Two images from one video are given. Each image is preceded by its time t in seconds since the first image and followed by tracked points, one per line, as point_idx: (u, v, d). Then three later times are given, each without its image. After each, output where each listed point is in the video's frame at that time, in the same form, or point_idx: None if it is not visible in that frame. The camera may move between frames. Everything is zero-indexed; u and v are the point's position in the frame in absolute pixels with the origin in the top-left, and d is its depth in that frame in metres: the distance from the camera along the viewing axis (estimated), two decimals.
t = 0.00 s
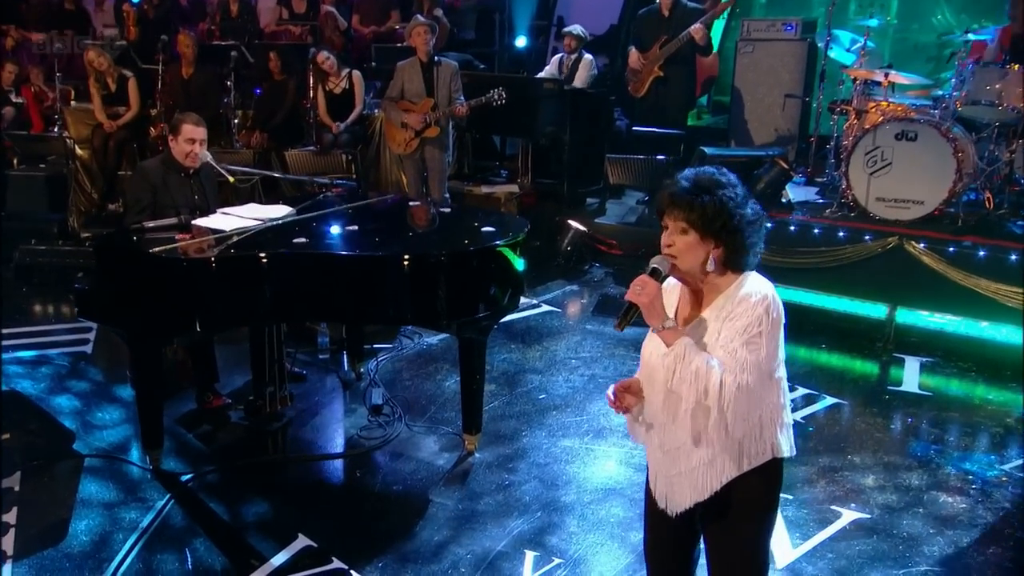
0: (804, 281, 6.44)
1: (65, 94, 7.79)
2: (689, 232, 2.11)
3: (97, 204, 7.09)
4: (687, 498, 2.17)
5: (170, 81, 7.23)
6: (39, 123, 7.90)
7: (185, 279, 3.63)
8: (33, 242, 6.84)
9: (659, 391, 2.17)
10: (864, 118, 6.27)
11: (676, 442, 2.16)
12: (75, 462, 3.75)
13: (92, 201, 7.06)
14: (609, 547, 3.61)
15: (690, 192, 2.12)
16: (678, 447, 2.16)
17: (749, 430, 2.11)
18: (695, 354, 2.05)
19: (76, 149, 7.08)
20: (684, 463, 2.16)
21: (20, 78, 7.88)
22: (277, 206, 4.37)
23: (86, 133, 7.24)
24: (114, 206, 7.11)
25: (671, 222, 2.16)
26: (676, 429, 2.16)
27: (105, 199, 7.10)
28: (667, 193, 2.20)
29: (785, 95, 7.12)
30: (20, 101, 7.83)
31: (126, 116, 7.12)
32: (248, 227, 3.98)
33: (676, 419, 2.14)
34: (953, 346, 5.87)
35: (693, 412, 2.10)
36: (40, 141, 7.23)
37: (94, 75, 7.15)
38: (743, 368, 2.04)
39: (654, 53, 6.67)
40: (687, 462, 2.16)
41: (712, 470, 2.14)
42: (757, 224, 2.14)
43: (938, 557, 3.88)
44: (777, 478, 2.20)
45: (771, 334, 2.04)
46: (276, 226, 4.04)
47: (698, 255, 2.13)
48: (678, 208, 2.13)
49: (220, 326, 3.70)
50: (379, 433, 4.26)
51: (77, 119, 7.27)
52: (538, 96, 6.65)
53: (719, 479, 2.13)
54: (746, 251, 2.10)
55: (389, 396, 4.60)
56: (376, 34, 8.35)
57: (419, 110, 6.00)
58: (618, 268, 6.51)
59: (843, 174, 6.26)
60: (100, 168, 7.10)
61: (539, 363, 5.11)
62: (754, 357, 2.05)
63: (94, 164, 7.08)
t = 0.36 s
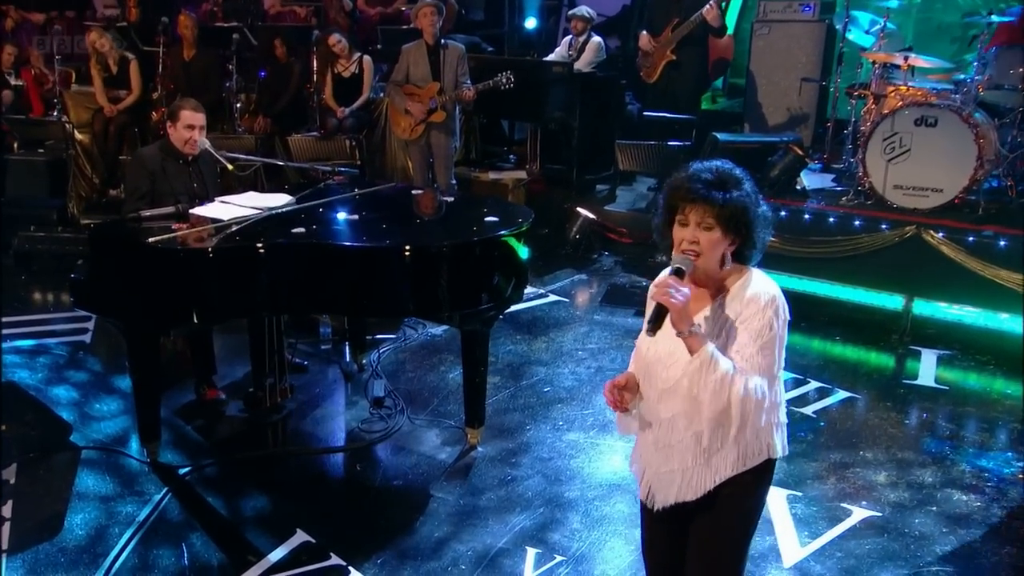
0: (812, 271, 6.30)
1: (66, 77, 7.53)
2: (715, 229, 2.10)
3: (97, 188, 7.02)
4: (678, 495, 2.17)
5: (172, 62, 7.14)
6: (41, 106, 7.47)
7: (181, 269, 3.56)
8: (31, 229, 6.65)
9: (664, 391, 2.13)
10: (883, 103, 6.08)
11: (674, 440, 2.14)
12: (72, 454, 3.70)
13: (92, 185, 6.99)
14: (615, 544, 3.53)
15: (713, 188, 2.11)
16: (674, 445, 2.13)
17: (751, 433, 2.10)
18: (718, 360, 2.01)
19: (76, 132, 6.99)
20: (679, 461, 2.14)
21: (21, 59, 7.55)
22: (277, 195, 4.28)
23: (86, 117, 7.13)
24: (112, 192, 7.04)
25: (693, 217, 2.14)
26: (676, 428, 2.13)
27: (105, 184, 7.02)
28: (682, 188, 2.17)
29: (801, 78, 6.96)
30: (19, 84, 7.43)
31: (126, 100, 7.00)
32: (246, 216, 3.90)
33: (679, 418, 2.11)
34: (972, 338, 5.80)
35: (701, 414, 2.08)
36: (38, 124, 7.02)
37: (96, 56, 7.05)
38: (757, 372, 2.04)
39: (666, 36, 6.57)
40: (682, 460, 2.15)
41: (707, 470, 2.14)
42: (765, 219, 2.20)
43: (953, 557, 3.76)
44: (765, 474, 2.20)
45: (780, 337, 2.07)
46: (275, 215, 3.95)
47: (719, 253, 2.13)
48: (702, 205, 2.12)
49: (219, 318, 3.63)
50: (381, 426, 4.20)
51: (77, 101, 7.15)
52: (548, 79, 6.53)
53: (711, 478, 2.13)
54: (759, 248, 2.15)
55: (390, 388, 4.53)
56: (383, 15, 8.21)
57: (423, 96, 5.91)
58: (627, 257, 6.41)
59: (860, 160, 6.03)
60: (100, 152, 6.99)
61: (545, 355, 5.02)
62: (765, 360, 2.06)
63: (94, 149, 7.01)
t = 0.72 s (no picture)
0: (823, 262, 6.14)
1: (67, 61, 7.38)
2: (733, 225, 2.19)
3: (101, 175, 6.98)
4: (691, 498, 2.22)
5: (174, 47, 7.04)
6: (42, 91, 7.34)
7: (181, 262, 3.49)
8: (32, 217, 6.50)
9: (678, 392, 2.20)
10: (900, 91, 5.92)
11: (690, 442, 2.20)
12: (70, 449, 3.66)
13: (95, 171, 6.89)
14: (620, 542, 3.48)
15: (730, 184, 2.20)
16: (689, 447, 2.20)
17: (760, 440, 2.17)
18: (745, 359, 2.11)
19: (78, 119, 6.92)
20: (693, 463, 2.20)
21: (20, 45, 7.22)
22: (277, 185, 4.21)
23: (89, 103, 7.13)
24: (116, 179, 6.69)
25: (710, 213, 2.21)
26: (692, 429, 2.19)
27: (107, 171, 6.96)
28: (697, 184, 2.24)
29: (816, 63, 6.83)
30: (20, 70, 7.17)
31: (129, 87, 6.94)
32: (244, 208, 3.83)
33: (697, 419, 2.18)
34: (989, 332, 5.68)
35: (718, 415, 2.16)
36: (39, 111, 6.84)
37: (100, 42, 7.01)
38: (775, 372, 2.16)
39: (678, 19, 6.60)
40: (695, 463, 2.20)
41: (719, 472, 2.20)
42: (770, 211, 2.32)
43: (967, 560, 3.66)
44: (771, 476, 2.23)
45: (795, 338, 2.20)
46: (274, 207, 3.88)
47: (734, 246, 2.22)
48: (720, 200, 2.20)
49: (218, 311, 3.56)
50: (383, 420, 4.15)
51: (79, 88, 7.16)
52: (557, 66, 6.40)
53: (724, 480, 2.20)
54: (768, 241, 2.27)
55: (392, 382, 4.48)
56: None
57: (429, 82, 5.87)
58: (637, 247, 6.34)
59: (876, 150, 5.90)
60: (103, 139, 6.94)
61: (551, 349, 4.95)
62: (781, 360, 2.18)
63: (96, 135, 6.95)
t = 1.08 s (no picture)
0: (836, 258, 6.00)
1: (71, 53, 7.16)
2: (748, 228, 2.18)
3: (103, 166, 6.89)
4: (707, 506, 2.19)
5: (178, 37, 7.03)
6: (49, 82, 7.12)
7: (181, 260, 3.45)
8: (36, 210, 6.46)
9: (692, 399, 2.16)
10: (917, 83, 5.73)
11: (705, 450, 2.16)
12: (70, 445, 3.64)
13: (101, 163, 6.81)
14: (626, 544, 3.42)
15: (745, 186, 2.18)
16: (704, 456, 2.16)
17: (779, 448, 2.13)
18: (764, 367, 2.07)
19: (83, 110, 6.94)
20: (709, 470, 2.17)
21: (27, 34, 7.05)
22: (280, 180, 4.16)
23: (94, 94, 7.06)
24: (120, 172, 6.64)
25: (727, 216, 2.20)
26: (707, 437, 2.16)
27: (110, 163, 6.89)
28: (711, 187, 2.22)
29: (832, 54, 6.72)
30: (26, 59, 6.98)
31: (136, 77, 6.89)
32: (246, 203, 3.79)
33: (713, 427, 2.14)
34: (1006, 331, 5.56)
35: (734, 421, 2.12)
36: (42, 103, 6.88)
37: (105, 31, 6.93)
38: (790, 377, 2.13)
39: (691, 11, 6.58)
40: (710, 470, 2.17)
41: (735, 480, 2.17)
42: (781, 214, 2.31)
43: (980, 566, 3.58)
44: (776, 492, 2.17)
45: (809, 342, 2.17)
46: (277, 202, 3.84)
47: (748, 249, 2.21)
48: (735, 204, 2.18)
49: (217, 308, 3.51)
50: (385, 418, 4.12)
51: (83, 79, 7.06)
52: (567, 56, 6.42)
53: (740, 487, 2.17)
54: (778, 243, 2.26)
55: (396, 379, 4.43)
56: None
57: (437, 74, 5.89)
58: (647, 242, 6.27)
59: (892, 143, 5.68)
60: (107, 129, 6.84)
61: (557, 345, 4.89)
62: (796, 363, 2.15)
63: (101, 126, 6.87)
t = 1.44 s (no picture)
0: (850, 262, 5.90)
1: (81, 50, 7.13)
2: (753, 240, 2.11)
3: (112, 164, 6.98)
4: (713, 523, 2.14)
5: (187, 35, 6.98)
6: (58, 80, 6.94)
7: (182, 265, 3.42)
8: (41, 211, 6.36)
9: (696, 414, 2.10)
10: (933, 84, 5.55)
11: (711, 465, 2.11)
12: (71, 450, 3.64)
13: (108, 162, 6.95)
14: (631, 553, 3.35)
15: (749, 197, 2.11)
16: (709, 471, 2.11)
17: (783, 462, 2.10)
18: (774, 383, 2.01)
19: (91, 109, 6.95)
20: (715, 486, 2.12)
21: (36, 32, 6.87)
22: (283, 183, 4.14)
23: (102, 92, 7.10)
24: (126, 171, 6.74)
25: (731, 229, 2.12)
26: (713, 452, 2.10)
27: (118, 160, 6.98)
28: (714, 198, 2.15)
29: (847, 52, 6.65)
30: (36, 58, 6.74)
31: (142, 75, 6.92)
32: (248, 207, 3.75)
33: (719, 442, 2.08)
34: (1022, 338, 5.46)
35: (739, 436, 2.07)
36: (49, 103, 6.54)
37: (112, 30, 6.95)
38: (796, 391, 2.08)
39: (704, 8, 6.53)
40: (716, 486, 2.12)
41: (740, 495, 2.12)
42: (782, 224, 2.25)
43: None
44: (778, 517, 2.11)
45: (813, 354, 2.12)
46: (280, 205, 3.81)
47: (752, 262, 2.14)
48: (739, 215, 2.11)
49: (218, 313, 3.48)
50: (389, 424, 4.09)
51: (92, 77, 7.11)
52: (575, 56, 6.37)
53: (746, 503, 2.12)
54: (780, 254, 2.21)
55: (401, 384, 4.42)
56: None
57: (445, 73, 5.99)
58: (656, 244, 6.22)
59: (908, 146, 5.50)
60: (115, 128, 6.93)
61: (564, 350, 4.86)
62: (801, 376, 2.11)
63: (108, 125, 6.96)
